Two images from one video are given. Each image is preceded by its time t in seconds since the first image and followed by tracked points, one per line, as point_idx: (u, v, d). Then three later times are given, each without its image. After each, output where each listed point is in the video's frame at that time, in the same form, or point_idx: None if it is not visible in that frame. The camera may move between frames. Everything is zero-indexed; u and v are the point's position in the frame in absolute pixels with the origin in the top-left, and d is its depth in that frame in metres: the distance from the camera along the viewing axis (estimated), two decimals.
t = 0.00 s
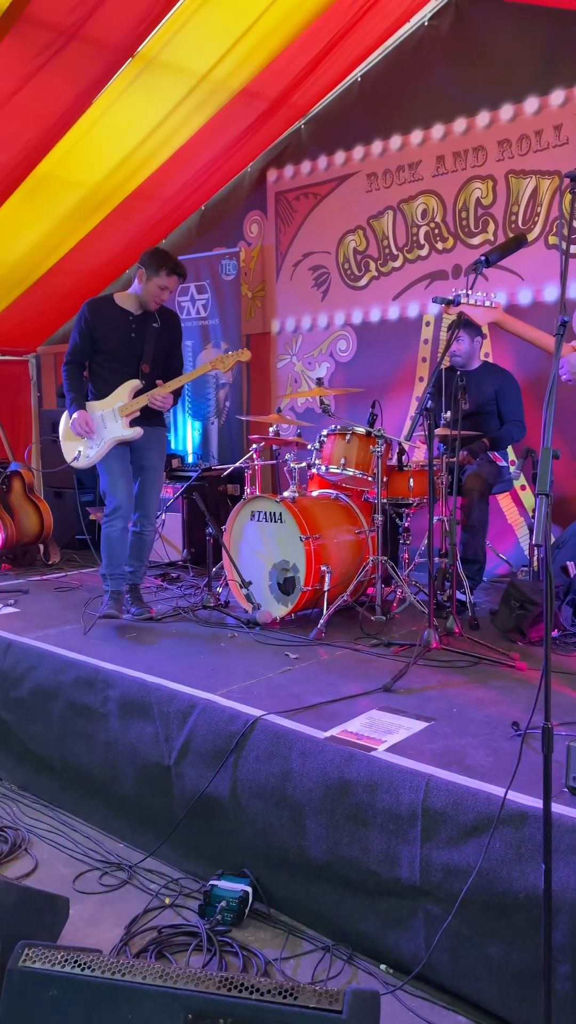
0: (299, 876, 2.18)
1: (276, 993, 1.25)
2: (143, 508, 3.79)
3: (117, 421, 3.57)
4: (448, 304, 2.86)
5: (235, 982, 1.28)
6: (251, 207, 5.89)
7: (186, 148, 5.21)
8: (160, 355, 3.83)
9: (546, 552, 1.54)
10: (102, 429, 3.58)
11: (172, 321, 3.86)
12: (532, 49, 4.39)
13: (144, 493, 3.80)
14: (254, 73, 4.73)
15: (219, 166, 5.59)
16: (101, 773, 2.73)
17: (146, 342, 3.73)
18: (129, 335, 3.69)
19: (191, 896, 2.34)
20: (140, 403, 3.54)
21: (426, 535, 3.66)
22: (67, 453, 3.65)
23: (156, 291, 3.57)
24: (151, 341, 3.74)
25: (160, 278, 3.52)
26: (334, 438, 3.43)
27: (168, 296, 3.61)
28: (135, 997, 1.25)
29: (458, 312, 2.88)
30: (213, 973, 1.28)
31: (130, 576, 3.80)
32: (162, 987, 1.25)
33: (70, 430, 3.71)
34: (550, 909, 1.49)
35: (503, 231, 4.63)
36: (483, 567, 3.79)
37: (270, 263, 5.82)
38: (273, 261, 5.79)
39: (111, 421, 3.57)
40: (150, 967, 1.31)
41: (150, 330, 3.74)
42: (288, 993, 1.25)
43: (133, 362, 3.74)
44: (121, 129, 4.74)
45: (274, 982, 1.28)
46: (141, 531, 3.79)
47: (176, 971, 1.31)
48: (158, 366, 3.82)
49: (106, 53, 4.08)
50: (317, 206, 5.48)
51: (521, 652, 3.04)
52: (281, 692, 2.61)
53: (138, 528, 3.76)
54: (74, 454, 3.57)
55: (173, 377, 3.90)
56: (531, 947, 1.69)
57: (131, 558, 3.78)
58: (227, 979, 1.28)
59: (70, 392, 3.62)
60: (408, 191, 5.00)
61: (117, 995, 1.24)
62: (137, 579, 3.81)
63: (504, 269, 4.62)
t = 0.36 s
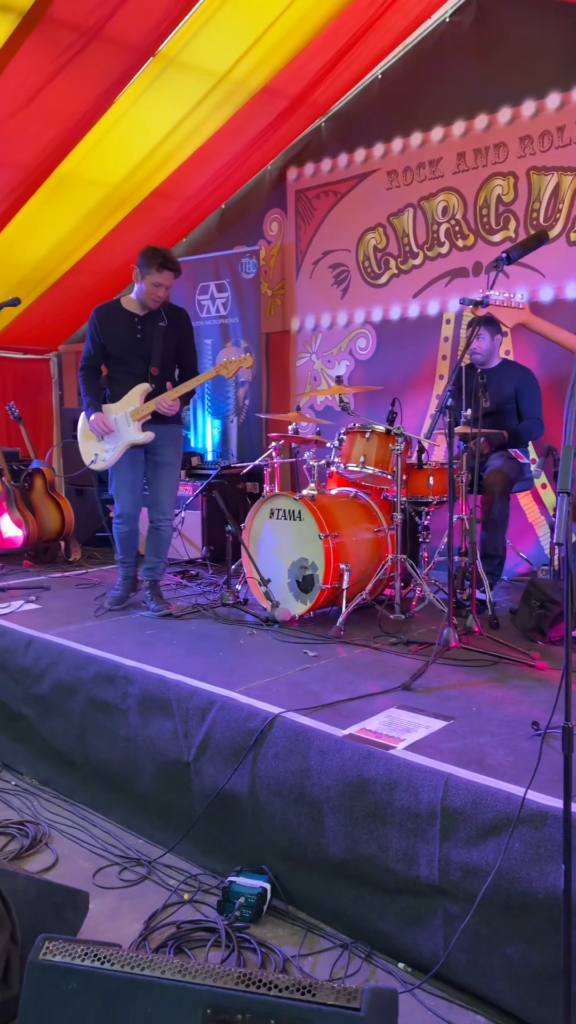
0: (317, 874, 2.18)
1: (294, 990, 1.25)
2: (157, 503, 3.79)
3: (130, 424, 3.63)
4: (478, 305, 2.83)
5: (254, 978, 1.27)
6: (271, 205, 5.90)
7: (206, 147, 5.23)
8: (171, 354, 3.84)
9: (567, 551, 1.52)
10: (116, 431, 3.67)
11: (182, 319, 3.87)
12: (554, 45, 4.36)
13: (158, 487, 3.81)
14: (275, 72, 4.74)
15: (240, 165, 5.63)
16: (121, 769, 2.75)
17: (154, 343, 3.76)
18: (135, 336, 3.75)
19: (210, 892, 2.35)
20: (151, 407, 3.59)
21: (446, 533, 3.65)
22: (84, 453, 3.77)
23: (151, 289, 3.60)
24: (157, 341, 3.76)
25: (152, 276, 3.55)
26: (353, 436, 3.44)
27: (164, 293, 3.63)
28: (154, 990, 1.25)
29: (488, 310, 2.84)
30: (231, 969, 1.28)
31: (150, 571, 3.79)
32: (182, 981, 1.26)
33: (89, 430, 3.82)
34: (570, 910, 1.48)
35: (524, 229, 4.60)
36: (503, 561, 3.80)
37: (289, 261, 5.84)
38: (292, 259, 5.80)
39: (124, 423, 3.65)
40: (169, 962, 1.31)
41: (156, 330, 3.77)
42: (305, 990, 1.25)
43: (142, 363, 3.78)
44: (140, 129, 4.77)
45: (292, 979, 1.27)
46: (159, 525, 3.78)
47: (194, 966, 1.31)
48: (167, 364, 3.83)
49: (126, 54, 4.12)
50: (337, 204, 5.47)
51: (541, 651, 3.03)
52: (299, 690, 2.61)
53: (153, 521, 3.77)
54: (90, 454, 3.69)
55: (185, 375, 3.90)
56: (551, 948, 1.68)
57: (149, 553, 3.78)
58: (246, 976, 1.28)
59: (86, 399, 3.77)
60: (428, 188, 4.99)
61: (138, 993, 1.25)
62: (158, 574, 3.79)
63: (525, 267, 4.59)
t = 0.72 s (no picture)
0: (337, 873, 2.17)
1: (315, 989, 1.23)
2: (171, 498, 3.80)
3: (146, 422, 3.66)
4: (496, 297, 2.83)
5: (271, 977, 1.26)
6: (295, 204, 5.94)
7: (228, 145, 5.25)
8: (179, 350, 3.85)
9: None
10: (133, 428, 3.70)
11: (188, 315, 3.87)
12: None
13: (172, 482, 3.82)
14: (299, 70, 4.74)
15: (264, 162, 5.65)
16: (142, 765, 2.76)
17: (161, 341, 3.78)
18: (143, 336, 3.78)
19: (230, 889, 2.36)
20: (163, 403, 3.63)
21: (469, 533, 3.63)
22: (103, 449, 3.79)
23: (152, 284, 3.62)
24: (164, 339, 3.78)
25: (148, 271, 3.57)
26: (375, 433, 3.44)
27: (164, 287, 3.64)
28: (174, 986, 1.24)
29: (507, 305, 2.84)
30: (251, 967, 1.27)
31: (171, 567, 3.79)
32: (200, 978, 1.25)
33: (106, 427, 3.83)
34: None
35: (549, 226, 4.55)
36: (527, 567, 3.74)
37: (313, 260, 5.86)
38: (316, 257, 5.79)
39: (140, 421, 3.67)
40: (190, 959, 1.30)
41: (161, 329, 3.79)
42: (327, 990, 1.23)
43: (151, 362, 3.80)
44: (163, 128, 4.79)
45: (312, 977, 1.27)
46: (176, 521, 3.77)
47: (216, 963, 1.31)
48: (175, 361, 3.85)
49: (150, 52, 4.13)
50: (362, 202, 5.45)
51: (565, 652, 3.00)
52: (319, 689, 2.60)
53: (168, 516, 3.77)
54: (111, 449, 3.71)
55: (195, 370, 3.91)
56: (575, 952, 1.66)
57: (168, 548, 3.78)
58: (265, 975, 1.28)
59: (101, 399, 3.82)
60: (453, 186, 4.96)
61: (157, 987, 1.24)
62: (178, 569, 3.79)
63: (551, 264, 4.55)
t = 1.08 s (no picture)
0: (363, 873, 2.16)
1: (339, 988, 1.21)
2: (196, 493, 3.80)
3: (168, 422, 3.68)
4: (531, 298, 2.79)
5: (296, 975, 1.23)
6: (323, 201, 5.93)
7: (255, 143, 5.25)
8: (200, 348, 3.84)
9: None
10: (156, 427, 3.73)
11: (209, 314, 3.87)
12: None
13: (195, 476, 3.82)
14: (327, 67, 4.73)
15: (291, 160, 5.65)
16: (169, 762, 2.77)
17: (182, 341, 3.78)
18: (165, 336, 3.79)
19: (256, 887, 2.36)
20: (186, 402, 3.62)
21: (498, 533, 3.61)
22: (128, 448, 3.85)
23: (171, 282, 3.63)
24: (185, 339, 3.78)
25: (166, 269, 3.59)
26: (403, 430, 3.43)
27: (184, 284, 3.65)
28: (200, 982, 1.21)
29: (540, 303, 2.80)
30: (276, 964, 1.24)
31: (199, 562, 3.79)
32: (226, 975, 1.22)
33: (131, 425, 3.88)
34: None
35: None
36: (556, 565, 3.71)
37: (340, 258, 5.86)
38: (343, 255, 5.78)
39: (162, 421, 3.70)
40: (216, 955, 1.28)
41: (182, 328, 3.79)
42: (354, 987, 1.21)
43: (173, 361, 3.81)
44: (190, 127, 4.80)
45: (340, 974, 1.24)
46: (201, 515, 3.78)
47: (240, 960, 1.27)
48: (197, 361, 3.85)
49: (178, 51, 4.14)
50: (390, 198, 5.43)
51: None
52: (346, 688, 2.60)
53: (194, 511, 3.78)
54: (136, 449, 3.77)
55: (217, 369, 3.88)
56: None
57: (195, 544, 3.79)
58: (289, 971, 1.24)
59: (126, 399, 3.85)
60: (482, 182, 4.92)
61: (183, 982, 1.22)
62: (206, 564, 3.79)
63: None
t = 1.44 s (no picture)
0: (383, 871, 2.16)
1: (361, 985, 1.19)
2: (213, 492, 3.81)
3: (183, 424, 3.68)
4: (554, 292, 2.76)
5: (320, 971, 1.22)
6: (341, 197, 5.93)
7: (272, 140, 5.24)
8: (218, 349, 3.85)
9: None
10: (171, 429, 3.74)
11: (229, 315, 3.87)
12: None
13: (212, 475, 3.83)
14: (344, 63, 4.72)
15: (309, 157, 5.64)
16: (189, 759, 2.78)
17: (200, 342, 3.79)
18: (184, 337, 3.80)
19: (275, 885, 2.36)
20: (201, 403, 3.64)
21: (518, 530, 3.59)
22: (144, 445, 3.88)
23: (190, 285, 3.62)
24: (204, 340, 3.79)
25: (186, 273, 3.59)
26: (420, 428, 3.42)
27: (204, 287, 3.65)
28: (221, 979, 1.21)
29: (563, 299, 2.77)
30: (296, 960, 1.24)
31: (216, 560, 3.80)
32: (247, 972, 1.21)
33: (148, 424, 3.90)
34: None
35: None
36: None
37: (358, 254, 5.84)
38: (361, 252, 5.77)
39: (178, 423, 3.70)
40: (236, 952, 1.28)
41: (201, 329, 3.80)
42: (374, 986, 1.19)
43: (192, 362, 3.82)
44: (207, 125, 4.80)
45: (360, 974, 1.22)
46: (218, 514, 3.78)
47: (263, 957, 1.26)
48: (215, 361, 3.85)
49: (197, 48, 4.15)
50: (408, 194, 5.41)
51: None
52: (366, 685, 2.59)
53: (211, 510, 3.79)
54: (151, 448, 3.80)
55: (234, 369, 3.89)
56: None
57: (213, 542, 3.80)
58: (312, 967, 1.23)
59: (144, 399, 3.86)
60: (502, 177, 4.88)
61: (203, 979, 1.21)
62: (224, 562, 3.80)
63: None
